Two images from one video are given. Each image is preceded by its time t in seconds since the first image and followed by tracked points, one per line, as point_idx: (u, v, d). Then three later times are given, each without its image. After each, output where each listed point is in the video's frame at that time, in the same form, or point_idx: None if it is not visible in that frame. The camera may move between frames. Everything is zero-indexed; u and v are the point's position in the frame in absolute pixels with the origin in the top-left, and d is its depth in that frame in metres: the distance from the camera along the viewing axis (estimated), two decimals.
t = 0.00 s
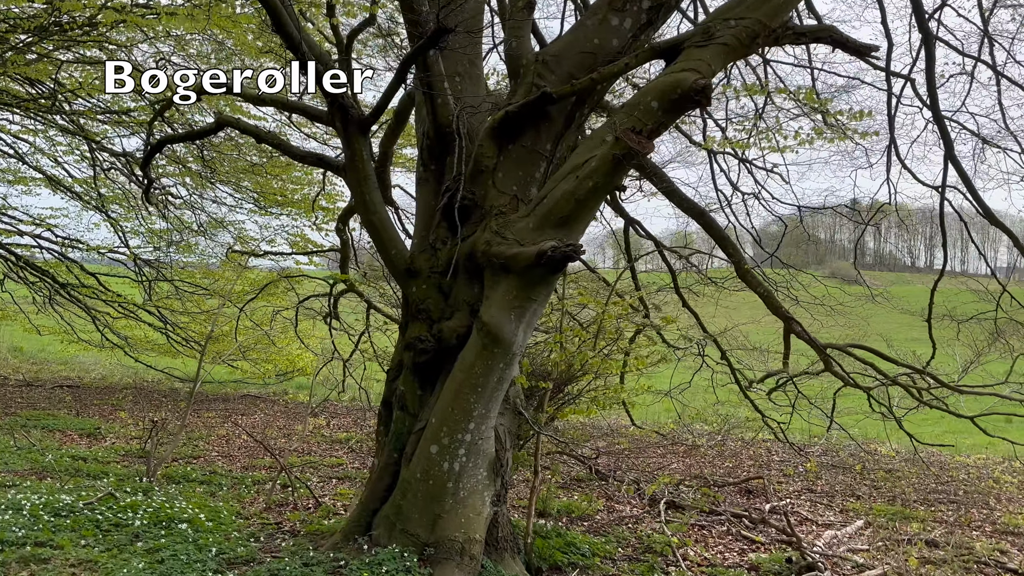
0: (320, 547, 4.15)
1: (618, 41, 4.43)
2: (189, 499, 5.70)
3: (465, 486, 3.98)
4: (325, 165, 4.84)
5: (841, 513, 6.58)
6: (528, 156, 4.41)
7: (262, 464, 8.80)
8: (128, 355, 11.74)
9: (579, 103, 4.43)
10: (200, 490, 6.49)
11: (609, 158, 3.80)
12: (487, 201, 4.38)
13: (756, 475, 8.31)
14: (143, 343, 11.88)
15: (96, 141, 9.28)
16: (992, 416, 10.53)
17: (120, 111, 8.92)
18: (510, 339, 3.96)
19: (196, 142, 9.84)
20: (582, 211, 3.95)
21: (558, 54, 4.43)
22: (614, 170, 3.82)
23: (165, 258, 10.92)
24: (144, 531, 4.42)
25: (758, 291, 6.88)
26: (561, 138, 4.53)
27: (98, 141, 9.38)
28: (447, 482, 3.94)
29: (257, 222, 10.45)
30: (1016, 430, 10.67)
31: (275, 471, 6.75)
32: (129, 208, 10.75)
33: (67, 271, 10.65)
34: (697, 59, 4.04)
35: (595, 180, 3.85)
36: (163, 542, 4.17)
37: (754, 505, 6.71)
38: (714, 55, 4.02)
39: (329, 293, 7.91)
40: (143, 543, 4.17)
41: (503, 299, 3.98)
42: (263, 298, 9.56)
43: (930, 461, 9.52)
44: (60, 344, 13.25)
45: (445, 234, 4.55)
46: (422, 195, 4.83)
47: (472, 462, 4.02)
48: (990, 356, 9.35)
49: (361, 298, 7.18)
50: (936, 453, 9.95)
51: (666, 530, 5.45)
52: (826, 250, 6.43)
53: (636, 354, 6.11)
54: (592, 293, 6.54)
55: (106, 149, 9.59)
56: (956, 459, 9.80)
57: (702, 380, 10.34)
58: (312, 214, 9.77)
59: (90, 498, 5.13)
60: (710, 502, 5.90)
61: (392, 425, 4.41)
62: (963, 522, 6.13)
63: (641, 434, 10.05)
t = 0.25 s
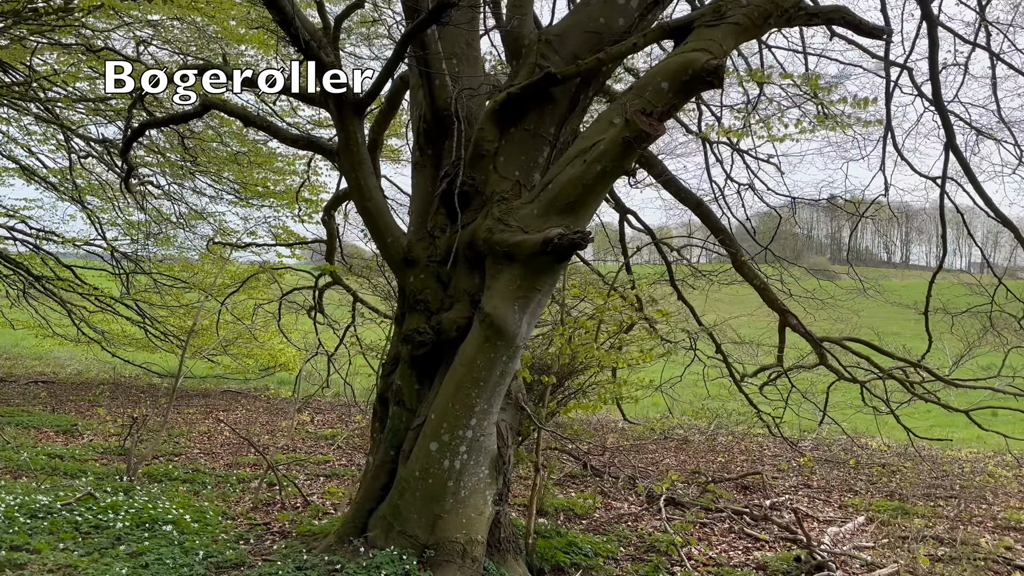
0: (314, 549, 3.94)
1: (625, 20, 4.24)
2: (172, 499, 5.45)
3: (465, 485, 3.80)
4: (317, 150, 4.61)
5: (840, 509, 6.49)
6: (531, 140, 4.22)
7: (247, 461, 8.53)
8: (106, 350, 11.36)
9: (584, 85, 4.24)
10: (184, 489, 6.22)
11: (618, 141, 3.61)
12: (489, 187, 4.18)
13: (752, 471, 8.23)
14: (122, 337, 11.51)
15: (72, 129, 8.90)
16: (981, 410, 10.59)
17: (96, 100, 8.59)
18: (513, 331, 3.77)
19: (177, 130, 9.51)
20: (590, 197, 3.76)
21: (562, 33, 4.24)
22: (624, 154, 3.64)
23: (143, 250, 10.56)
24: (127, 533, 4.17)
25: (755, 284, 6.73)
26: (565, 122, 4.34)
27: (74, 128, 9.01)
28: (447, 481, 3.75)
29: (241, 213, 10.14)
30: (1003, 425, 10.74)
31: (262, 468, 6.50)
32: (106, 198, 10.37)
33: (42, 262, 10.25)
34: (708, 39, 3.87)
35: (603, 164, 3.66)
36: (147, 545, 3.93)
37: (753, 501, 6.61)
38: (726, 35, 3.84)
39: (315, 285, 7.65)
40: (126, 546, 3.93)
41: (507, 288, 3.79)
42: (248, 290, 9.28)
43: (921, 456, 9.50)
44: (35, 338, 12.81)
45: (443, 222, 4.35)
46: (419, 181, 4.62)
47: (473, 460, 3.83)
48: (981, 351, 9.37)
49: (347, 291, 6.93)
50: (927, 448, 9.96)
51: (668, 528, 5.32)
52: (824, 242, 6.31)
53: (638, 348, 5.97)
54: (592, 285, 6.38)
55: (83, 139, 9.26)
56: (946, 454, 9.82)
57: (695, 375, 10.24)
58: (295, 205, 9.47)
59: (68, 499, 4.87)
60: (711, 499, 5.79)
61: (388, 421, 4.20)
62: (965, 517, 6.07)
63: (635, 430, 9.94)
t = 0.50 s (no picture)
0: (309, 566, 3.69)
1: (635, 7, 4.06)
2: (152, 509, 5.14)
3: (470, 496, 3.59)
4: (310, 141, 4.34)
5: (840, 511, 6.42)
6: (537, 132, 4.02)
7: (228, 466, 8.20)
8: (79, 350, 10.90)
9: (593, 74, 4.04)
10: (165, 497, 5.90)
11: (633, 133, 3.41)
12: (494, 180, 3.97)
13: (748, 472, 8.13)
14: (96, 336, 11.05)
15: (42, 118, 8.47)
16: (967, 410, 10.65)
17: (67, 90, 8.18)
18: (521, 333, 3.56)
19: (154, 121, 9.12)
20: (602, 192, 3.56)
21: (570, 20, 4.04)
22: (639, 147, 3.45)
23: (116, 246, 10.13)
24: (107, 549, 3.87)
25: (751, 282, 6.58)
26: (573, 113, 4.13)
27: (45, 118, 8.57)
28: (451, 492, 3.54)
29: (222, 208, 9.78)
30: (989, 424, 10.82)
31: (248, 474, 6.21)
32: (77, 191, 9.91)
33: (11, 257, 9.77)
34: (724, 26, 3.68)
35: (617, 157, 3.47)
36: (130, 562, 3.65)
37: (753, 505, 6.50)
38: (744, 23, 3.66)
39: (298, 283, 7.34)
40: (108, 563, 3.64)
41: (514, 288, 3.58)
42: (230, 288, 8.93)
43: (910, 455, 9.52)
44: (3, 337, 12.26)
45: (444, 218, 4.13)
46: (418, 175, 4.39)
47: (478, 469, 3.63)
48: (970, 351, 9.40)
49: (332, 289, 6.66)
50: (916, 447, 9.99)
51: (673, 536, 5.17)
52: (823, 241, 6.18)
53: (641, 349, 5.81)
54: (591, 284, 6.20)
55: (54, 131, 8.82)
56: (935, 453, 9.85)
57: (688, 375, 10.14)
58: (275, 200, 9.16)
59: (41, 510, 4.54)
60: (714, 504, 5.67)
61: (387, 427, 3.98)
62: (967, 518, 6.02)
63: (628, 431, 9.79)
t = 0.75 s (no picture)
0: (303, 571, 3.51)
1: None
2: (134, 510, 4.90)
3: (474, 495, 3.43)
4: (304, 123, 4.13)
5: (836, 507, 6.38)
6: (542, 116, 3.85)
7: (210, 464, 7.94)
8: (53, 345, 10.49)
9: (600, 56, 3.86)
10: (146, 498, 5.64)
11: (647, 116, 3.25)
12: (498, 166, 3.80)
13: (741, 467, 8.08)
14: (70, 330, 10.64)
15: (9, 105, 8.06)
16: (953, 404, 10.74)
17: (37, 77, 7.81)
18: (529, 325, 3.39)
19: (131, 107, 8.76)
20: (613, 177, 3.40)
21: None
22: (653, 130, 3.28)
23: (90, 237, 9.73)
24: (89, 554, 3.64)
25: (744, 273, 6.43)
26: (579, 96, 3.95)
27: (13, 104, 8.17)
28: (453, 491, 3.37)
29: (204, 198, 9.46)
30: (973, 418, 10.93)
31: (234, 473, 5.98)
32: (48, 181, 9.51)
33: None
34: (739, 5, 3.49)
35: (629, 141, 3.31)
36: (114, 568, 3.43)
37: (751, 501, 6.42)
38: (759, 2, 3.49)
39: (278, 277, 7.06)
40: (90, 568, 3.41)
41: (521, 277, 3.41)
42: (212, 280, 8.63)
43: (899, 449, 9.56)
44: None
45: (445, 205, 3.94)
46: (417, 160, 4.20)
47: (482, 467, 3.46)
48: (958, 346, 9.46)
49: (316, 282, 6.43)
50: (904, 442, 10.04)
51: (674, 533, 5.09)
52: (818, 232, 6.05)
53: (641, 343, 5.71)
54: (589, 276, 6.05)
55: (24, 118, 8.43)
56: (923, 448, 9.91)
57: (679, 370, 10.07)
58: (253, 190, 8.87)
59: (15, 513, 4.28)
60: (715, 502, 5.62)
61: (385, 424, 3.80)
62: (964, 513, 6.01)
63: (619, 427, 9.69)
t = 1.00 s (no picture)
0: None
1: None
2: (109, 520, 4.60)
3: (478, 504, 3.25)
4: (294, 112, 3.89)
5: (830, 507, 6.37)
6: (547, 106, 3.66)
7: (187, 468, 7.61)
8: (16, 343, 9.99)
9: (608, 44, 3.67)
10: (122, 507, 5.34)
11: (663, 106, 3.09)
12: (501, 158, 3.61)
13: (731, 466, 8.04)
14: (35, 328, 10.14)
15: None
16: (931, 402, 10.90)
17: None
18: (536, 325, 3.22)
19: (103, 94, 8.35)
20: (626, 171, 3.23)
21: None
22: (669, 122, 3.13)
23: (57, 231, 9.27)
24: (63, 572, 3.36)
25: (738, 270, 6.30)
26: (585, 86, 3.77)
27: None
28: (456, 501, 3.19)
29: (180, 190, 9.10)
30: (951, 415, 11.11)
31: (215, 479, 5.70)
32: (11, 172, 9.02)
33: None
34: None
35: (643, 134, 3.15)
36: None
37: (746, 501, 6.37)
38: None
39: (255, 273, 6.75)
40: None
41: (529, 275, 3.23)
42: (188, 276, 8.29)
43: (882, 446, 9.63)
44: None
45: (445, 199, 3.74)
46: (415, 154, 4.03)
47: (486, 475, 3.28)
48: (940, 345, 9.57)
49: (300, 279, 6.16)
50: (886, 439, 10.13)
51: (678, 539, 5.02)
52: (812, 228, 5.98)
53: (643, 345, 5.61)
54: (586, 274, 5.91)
55: None
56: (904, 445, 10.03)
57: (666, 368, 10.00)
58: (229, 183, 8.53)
59: None
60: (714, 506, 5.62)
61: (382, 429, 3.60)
62: (957, 512, 6.04)
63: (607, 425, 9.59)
